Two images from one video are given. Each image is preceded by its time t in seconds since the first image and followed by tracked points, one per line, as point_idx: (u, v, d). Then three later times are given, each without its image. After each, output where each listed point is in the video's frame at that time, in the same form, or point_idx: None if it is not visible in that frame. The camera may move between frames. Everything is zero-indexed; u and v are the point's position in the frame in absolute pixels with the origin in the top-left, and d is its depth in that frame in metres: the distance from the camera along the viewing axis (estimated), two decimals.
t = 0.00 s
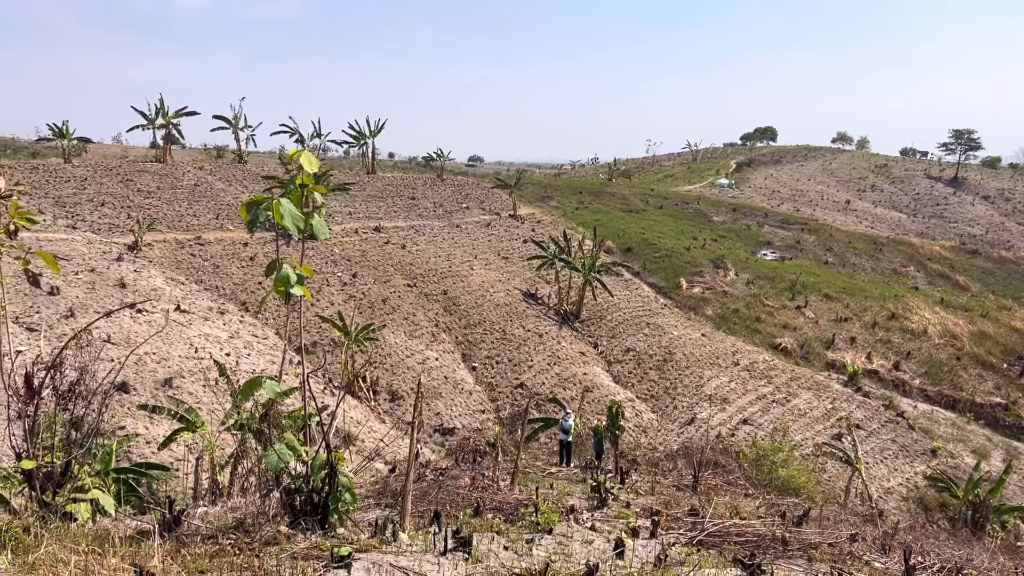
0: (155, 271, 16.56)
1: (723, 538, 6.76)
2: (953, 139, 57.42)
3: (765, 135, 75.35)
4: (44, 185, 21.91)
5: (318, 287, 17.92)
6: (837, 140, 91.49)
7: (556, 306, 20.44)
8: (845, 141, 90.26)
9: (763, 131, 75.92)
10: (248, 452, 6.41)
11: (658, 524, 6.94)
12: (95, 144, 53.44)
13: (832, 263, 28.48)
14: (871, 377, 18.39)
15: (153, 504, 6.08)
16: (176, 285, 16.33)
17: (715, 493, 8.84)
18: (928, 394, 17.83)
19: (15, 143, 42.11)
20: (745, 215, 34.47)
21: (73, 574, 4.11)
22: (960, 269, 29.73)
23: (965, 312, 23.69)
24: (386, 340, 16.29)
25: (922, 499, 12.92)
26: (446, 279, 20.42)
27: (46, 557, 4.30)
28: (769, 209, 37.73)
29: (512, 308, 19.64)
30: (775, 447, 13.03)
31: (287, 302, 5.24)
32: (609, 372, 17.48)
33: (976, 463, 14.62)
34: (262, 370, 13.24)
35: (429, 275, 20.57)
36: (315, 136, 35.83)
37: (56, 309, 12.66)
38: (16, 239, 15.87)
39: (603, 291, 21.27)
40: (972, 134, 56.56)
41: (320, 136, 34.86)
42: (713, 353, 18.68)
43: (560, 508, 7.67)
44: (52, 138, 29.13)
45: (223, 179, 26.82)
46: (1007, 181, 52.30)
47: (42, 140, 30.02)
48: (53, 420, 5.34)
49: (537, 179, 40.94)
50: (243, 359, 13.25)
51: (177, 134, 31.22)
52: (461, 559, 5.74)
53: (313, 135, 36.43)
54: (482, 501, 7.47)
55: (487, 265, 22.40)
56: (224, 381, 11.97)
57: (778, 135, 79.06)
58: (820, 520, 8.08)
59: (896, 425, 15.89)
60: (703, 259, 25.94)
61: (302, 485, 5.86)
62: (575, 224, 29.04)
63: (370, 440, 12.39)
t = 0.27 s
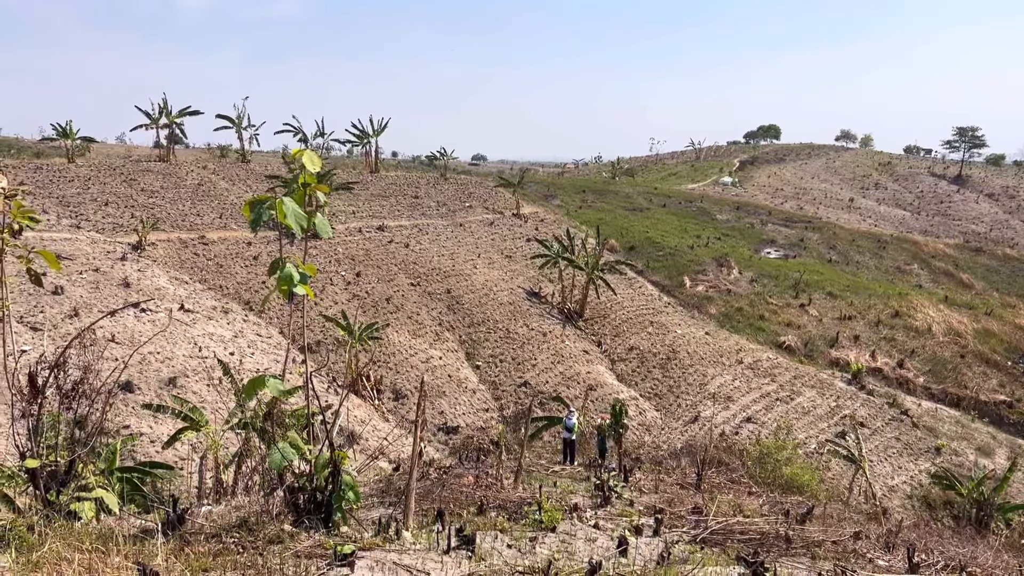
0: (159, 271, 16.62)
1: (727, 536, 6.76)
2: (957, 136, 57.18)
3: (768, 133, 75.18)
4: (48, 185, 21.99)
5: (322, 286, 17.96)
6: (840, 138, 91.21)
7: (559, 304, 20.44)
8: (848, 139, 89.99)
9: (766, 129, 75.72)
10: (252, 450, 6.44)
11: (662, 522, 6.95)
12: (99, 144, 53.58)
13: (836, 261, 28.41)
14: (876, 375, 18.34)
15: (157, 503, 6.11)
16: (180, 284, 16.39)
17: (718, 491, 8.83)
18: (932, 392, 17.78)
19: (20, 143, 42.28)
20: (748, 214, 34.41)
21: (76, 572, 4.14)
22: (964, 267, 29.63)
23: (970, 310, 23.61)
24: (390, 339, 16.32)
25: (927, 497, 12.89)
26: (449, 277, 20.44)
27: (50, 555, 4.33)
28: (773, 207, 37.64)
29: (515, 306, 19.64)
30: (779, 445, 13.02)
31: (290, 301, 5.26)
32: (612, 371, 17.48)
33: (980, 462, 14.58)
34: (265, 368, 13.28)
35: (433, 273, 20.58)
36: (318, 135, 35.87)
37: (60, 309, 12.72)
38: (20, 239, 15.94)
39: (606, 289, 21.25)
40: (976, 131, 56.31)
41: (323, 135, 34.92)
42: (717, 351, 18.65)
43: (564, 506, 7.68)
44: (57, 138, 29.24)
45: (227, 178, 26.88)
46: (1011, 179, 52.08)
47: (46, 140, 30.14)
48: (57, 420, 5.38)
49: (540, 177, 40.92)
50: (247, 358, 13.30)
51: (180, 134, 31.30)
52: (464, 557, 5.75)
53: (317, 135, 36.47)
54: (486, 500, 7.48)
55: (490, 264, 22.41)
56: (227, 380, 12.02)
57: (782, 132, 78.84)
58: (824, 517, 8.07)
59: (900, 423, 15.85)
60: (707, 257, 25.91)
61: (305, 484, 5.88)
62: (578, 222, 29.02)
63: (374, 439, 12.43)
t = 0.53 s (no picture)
0: (160, 270, 16.63)
1: (727, 534, 6.76)
2: (958, 134, 57.10)
3: (769, 131, 75.12)
4: (49, 184, 22.00)
5: (323, 285, 17.96)
6: (841, 135, 91.09)
7: (560, 303, 20.44)
8: (849, 137, 89.92)
9: (767, 127, 75.66)
10: (253, 449, 6.44)
11: (663, 520, 6.95)
12: (100, 144, 53.59)
13: (837, 259, 28.38)
14: (877, 373, 18.32)
15: (158, 502, 6.11)
16: (181, 283, 16.40)
17: (720, 489, 8.83)
18: (934, 390, 17.77)
19: (21, 143, 42.31)
20: (749, 212, 34.38)
21: (78, 571, 4.15)
22: (966, 265, 29.60)
23: (972, 307, 23.58)
24: (391, 338, 16.32)
25: (928, 494, 12.88)
26: (450, 276, 20.44)
27: (51, 555, 4.34)
28: (774, 205, 37.61)
29: (516, 305, 19.64)
30: (780, 443, 13.02)
31: (290, 300, 5.25)
32: (613, 369, 17.48)
33: (982, 459, 14.57)
34: (267, 368, 13.29)
35: (434, 272, 20.58)
36: (318, 135, 35.87)
37: (62, 308, 12.73)
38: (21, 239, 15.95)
39: (607, 288, 21.24)
40: (978, 128, 56.24)
41: (324, 134, 34.91)
42: (718, 349, 18.64)
43: (565, 505, 7.68)
44: (57, 138, 29.25)
45: (227, 177, 26.89)
46: (1013, 176, 52.01)
47: (47, 140, 30.15)
48: (58, 419, 5.39)
49: (540, 176, 40.90)
50: (248, 358, 13.31)
51: (181, 133, 31.30)
52: (465, 556, 5.75)
53: (317, 134, 36.46)
54: (487, 498, 7.48)
55: (491, 263, 22.41)
56: (228, 379, 12.03)
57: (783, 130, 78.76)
58: (825, 515, 8.07)
59: (901, 421, 15.84)
60: (707, 256, 25.90)
61: (306, 483, 5.88)
62: (579, 221, 29.01)
63: (375, 438, 12.44)
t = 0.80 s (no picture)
0: (159, 269, 16.62)
1: (727, 532, 6.77)
2: (957, 131, 57.11)
3: (768, 128, 75.08)
4: (47, 184, 21.97)
5: (322, 284, 17.95)
6: (840, 133, 91.09)
7: (559, 301, 20.44)
8: (848, 134, 89.92)
9: (766, 124, 75.65)
10: (253, 448, 6.44)
11: (662, 518, 6.96)
12: (98, 143, 53.50)
13: (836, 256, 28.39)
14: (876, 370, 18.34)
15: (158, 502, 6.11)
16: (180, 283, 16.39)
17: (720, 487, 8.84)
18: (933, 387, 17.79)
19: (19, 143, 42.23)
20: (748, 209, 34.39)
21: (78, 571, 4.15)
22: (964, 262, 29.62)
23: (970, 304, 23.61)
24: (390, 337, 16.32)
25: (928, 491, 12.91)
26: (449, 275, 20.42)
27: (51, 555, 4.34)
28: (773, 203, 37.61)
29: (515, 303, 19.63)
30: (779, 440, 13.03)
31: (290, 299, 5.25)
32: (613, 367, 17.48)
33: (981, 456, 14.59)
34: (266, 367, 13.29)
35: (433, 271, 20.57)
36: (317, 133, 35.83)
37: (60, 308, 12.71)
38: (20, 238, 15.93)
39: (606, 286, 21.24)
40: (976, 125, 56.25)
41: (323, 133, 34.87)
42: (717, 347, 18.65)
43: (565, 503, 7.69)
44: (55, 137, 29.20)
45: (226, 176, 26.85)
46: (1011, 173, 52.04)
47: (45, 139, 30.10)
48: (57, 419, 5.38)
49: (539, 174, 40.87)
50: (247, 357, 13.31)
51: (179, 132, 31.25)
52: (465, 554, 5.75)
53: (316, 133, 36.42)
54: (487, 497, 7.49)
55: (490, 261, 22.39)
56: (228, 379, 12.02)
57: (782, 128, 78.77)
58: (825, 513, 8.08)
59: (901, 418, 15.86)
60: (707, 254, 25.90)
61: (306, 482, 5.88)
62: (578, 219, 29.00)
63: (375, 437, 12.44)
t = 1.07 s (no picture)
0: (157, 269, 16.59)
1: (727, 530, 6.78)
2: (955, 128, 57.15)
3: (766, 126, 75.11)
4: (45, 183, 21.93)
5: (321, 283, 17.94)
6: (838, 130, 91.09)
7: (558, 299, 20.45)
8: (846, 132, 89.97)
9: (764, 122, 75.67)
10: (252, 448, 6.43)
11: (662, 516, 6.98)
12: (95, 142, 53.38)
13: (835, 254, 28.41)
14: (875, 367, 18.37)
15: (157, 501, 6.10)
16: (178, 282, 16.37)
17: (719, 484, 8.86)
18: (931, 384, 17.83)
19: (16, 142, 42.16)
20: (746, 207, 34.41)
21: (77, 571, 4.15)
22: (963, 259, 29.65)
23: (969, 301, 23.64)
24: (389, 335, 16.32)
25: (927, 488, 12.93)
26: (448, 273, 20.41)
27: (50, 555, 4.34)
28: (772, 201, 37.63)
29: (514, 302, 19.62)
30: (778, 438, 13.05)
31: (289, 298, 5.25)
32: (612, 365, 17.49)
33: (980, 453, 14.62)
34: (265, 366, 13.28)
35: (431, 270, 20.56)
36: (315, 132, 35.78)
37: (59, 308, 12.70)
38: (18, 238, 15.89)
39: (605, 284, 21.24)
40: (974, 122, 56.27)
41: (321, 132, 34.81)
42: (716, 345, 18.67)
43: (564, 502, 7.70)
44: (53, 137, 29.13)
45: (224, 175, 26.80)
46: (1009, 170, 52.10)
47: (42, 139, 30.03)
48: (56, 418, 5.37)
49: (538, 172, 40.85)
50: (246, 356, 13.30)
51: (177, 131, 31.20)
52: (464, 553, 5.75)
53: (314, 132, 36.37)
54: (486, 495, 7.49)
55: (489, 259, 22.39)
56: (227, 378, 12.02)
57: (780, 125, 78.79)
58: (824, 510, 8.09)
59: (899, 415, 15.89)
60: (705, 251, 25.91)
61: (305, 481, 5.87)
62: (576, 217, 29.00)
63: (374, 436, 12.45)
